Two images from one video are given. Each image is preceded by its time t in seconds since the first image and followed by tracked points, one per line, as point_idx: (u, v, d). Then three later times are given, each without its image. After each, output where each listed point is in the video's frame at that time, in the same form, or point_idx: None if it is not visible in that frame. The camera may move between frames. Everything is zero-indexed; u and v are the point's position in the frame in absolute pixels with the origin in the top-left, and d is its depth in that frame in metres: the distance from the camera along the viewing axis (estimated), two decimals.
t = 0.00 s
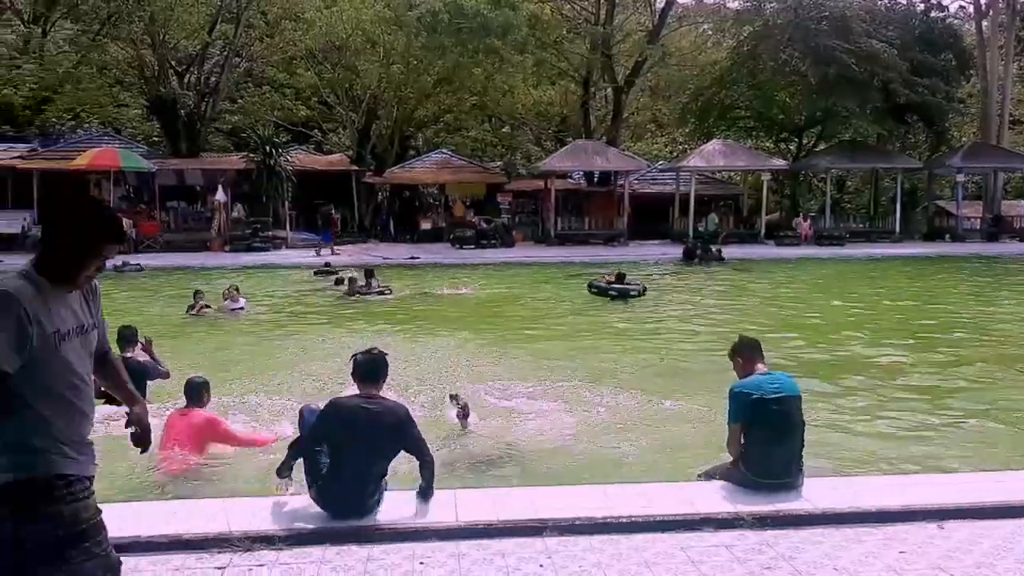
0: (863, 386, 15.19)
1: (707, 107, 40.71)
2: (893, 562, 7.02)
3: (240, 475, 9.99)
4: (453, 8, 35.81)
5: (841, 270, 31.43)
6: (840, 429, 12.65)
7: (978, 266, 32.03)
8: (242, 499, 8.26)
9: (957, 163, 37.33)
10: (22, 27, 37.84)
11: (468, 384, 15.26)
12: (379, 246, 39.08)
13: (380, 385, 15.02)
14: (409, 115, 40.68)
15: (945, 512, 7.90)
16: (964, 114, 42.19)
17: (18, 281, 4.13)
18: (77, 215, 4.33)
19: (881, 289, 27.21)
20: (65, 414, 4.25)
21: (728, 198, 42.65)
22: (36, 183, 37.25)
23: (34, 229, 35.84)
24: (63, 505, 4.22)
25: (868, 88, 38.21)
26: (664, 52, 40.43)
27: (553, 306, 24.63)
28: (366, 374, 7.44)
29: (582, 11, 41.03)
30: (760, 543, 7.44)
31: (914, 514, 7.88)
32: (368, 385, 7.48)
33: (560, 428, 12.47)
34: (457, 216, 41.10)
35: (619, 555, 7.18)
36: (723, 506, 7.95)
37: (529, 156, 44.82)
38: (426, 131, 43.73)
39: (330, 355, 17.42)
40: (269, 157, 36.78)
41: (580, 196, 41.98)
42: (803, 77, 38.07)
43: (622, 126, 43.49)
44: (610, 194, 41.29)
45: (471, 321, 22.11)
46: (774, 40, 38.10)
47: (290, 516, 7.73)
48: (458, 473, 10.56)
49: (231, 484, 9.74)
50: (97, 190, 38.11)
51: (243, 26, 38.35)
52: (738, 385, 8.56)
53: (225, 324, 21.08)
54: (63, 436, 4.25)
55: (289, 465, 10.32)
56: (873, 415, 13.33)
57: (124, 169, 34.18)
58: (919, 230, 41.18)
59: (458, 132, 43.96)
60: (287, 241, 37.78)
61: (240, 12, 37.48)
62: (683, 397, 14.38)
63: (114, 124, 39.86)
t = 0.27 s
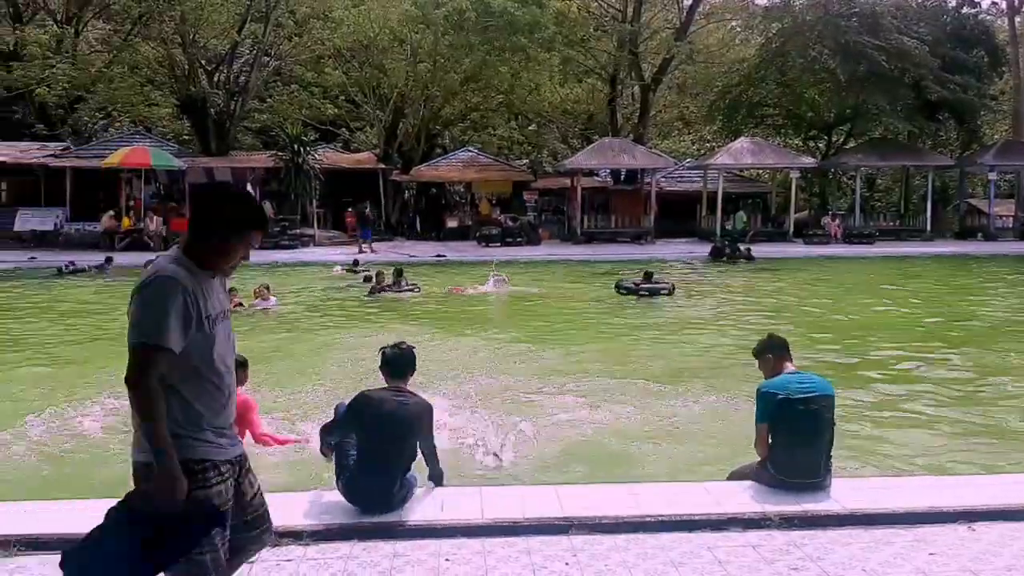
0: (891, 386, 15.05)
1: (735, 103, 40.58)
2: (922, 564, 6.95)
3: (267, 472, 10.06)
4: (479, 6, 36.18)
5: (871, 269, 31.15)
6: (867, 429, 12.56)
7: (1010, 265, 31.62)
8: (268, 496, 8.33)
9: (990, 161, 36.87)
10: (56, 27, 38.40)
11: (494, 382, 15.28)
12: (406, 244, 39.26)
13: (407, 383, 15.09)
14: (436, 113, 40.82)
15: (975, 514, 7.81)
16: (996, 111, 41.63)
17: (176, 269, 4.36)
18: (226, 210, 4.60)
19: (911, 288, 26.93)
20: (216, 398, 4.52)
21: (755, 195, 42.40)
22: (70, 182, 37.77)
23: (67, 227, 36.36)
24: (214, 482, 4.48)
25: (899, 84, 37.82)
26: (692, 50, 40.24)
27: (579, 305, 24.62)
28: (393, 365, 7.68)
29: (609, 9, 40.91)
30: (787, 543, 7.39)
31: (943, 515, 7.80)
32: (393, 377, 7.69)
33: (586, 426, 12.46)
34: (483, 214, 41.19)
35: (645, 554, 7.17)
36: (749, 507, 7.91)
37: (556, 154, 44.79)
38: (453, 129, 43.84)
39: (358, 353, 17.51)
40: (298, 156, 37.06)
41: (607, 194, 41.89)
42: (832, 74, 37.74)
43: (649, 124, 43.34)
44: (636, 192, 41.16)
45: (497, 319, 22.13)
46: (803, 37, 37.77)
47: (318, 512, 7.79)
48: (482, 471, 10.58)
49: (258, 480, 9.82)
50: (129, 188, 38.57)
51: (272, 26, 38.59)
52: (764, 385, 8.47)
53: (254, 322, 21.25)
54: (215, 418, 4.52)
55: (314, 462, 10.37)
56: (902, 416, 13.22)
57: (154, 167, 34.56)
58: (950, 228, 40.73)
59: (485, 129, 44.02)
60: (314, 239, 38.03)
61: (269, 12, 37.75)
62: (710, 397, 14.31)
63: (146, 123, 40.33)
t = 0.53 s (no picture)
0: (929, 386, 14.85)
1: (770, 100, 40.29)
2: (959, 566, 6.85)
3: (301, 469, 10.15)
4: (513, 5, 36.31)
5: (908, 267, 30.73)
6: (904, 429, 12.40)
7: None
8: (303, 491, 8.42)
9: None
10: (95, 28, 39.00)
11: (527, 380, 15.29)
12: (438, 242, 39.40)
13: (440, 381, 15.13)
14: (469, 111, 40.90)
15: (1014, 517, 7.68)
16: None
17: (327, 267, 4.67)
18: (361, 209, 5.02)
19: (950, 287, 26.53)
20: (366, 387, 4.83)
21: (790, 193, 41.96)
22: (110, 180, 38.40)
23: (107, 225, 36.99)
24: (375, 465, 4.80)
25: (937, 80, 37.27)
26: (726, 47, 39.92)
27: (612, 303, 24.55)
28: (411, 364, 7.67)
29: (642, 6, 40.67)
30: (821, 544, 7.32)
31: (982, 518, 7.67)
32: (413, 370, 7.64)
33: (620, 425, 12.41)
34: (515, 212, 41.20)
35: (677, 554, 7.14)
36: (783, 507, 7.85)
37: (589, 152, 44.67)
38: (486, 127, 43.91)
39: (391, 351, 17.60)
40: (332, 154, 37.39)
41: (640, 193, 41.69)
42: (869, 70, 37.28)
43: (683, 122, 43.06)
44: (670, 190, 40.86)
45: (531, 317, 22.13)
46: (839, 32, 37.28)
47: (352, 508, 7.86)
48: (515, 468, 10.59)
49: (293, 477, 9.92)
50: (167, 186, 39.11)
51: (306, 26, 38.83)
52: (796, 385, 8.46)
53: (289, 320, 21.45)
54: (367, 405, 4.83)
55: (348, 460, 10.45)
56: (939, 416, 13.03)
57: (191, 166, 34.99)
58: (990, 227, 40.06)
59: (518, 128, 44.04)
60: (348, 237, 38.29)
61: (304, 12, 38.02)
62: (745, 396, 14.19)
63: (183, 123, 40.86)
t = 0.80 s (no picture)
0: (970, 383, 14.64)
1: (810, 94, 39.55)
2: (1002, 566, 6.76)
3: (337, 463, 10.26)
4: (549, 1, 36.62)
5: (950, 263, 30.27)
6: (945, 426, 12.24)
7: None
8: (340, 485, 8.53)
9: None
10: (136, 28, 39.56)
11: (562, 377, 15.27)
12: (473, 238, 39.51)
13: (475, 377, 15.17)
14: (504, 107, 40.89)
15: None
16: None
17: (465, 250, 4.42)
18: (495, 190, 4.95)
19: (993, 283, 26.10)
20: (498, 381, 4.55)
21: (829, 188, 41.46)
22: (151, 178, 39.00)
23: (148, 222, 37.62)
24: (507, 457, 4.54)
25: (979, 73, 36.66)
26: (764, 40, 39.49)
27: (648, 299, 24.48)
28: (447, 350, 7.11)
29: (678, 1, 40.39)
30: (860, 542, 7.26)
31: None
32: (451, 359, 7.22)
33: (655, 423, 12.35)
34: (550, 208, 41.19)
35: (713, 551, 7.13)
36: (821, 505, 7.80)
37: (624, 147, 44.50)
38: (521, 123, 43.93)
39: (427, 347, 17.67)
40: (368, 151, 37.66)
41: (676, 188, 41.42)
42: (910, 63, 36.78)
43: (720, 117, 42.70)
44: (706, 185, 40.47)
45: (566, 314, 22.09)
46: (879, 25, 36.72)
47: (388, 502, 7.95)
48: (549, 463, 10.59)
49: (330, 471, 10.03)
50: (206, 184, 39.61)
51: (343, 23, 39.09)
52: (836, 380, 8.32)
53: (327, 316, 21.62)
54: (502, 394, 4.58)
55: (384, 455, 10.53)
56: (980, 414, 12.84)
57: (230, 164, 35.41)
58: None
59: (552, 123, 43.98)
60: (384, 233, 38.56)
61: (341, 10, 38.28)
62: (783, 394, 14.04)
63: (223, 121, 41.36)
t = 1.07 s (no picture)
0: (1001, 384, 14.46)
1: (838, 92, 39.43)
2: None
3: (364, 461, 10.33)
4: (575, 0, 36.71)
5: (982, 262, 29.89)
6: (976, 427, 12.10)
7: None
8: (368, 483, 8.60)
9: None
10: (166, 29, 40.01)
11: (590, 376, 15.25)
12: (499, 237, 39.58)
13: (503, 376, 15.18)
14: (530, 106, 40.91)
15: None
16: None
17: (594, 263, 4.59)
18: (611, 193, 4.92)
19: None
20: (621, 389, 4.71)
21: (858, 186, 41.05)
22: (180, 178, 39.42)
23: (178, 221, 38.05)
24: (642, 463, 4.71)
25: (1012, 69, 36.20)
26: (792, 38, 39.16)
27: (674, 298, 24.40)
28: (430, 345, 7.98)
29: None
30: (889, 544, 7.20)
31: None
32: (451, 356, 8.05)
33: (683, 422, 12.31)
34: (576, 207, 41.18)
35: (740, 551, 7.11)
36: (849, 506, 7.75)
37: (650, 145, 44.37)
38: (547, 122, 43.93)
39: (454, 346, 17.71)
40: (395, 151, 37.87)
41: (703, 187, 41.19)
42: (940, 59, 36.42)
43: (747, 115, 42.40)
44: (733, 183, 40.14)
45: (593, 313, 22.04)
46: (910, 22, 36.23)
47: (419, 501, 8.01)
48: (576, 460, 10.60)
49: (357, 468, 10.11)
50: (234, 183, 39.87)
51: (369, 23, 39.27)
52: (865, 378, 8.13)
53: (355, 315, 21.73)
54: (628, 401, 4.75)
55: (408, 452, 10.60)
56: (1012, 414, 12.68)
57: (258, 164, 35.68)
58: None
59: (579, 122, 43.94)
60: (410, 232, 38.73)
61: (367, 10, 38.47)
62: (813, 394, 13.93)
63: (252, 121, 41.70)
